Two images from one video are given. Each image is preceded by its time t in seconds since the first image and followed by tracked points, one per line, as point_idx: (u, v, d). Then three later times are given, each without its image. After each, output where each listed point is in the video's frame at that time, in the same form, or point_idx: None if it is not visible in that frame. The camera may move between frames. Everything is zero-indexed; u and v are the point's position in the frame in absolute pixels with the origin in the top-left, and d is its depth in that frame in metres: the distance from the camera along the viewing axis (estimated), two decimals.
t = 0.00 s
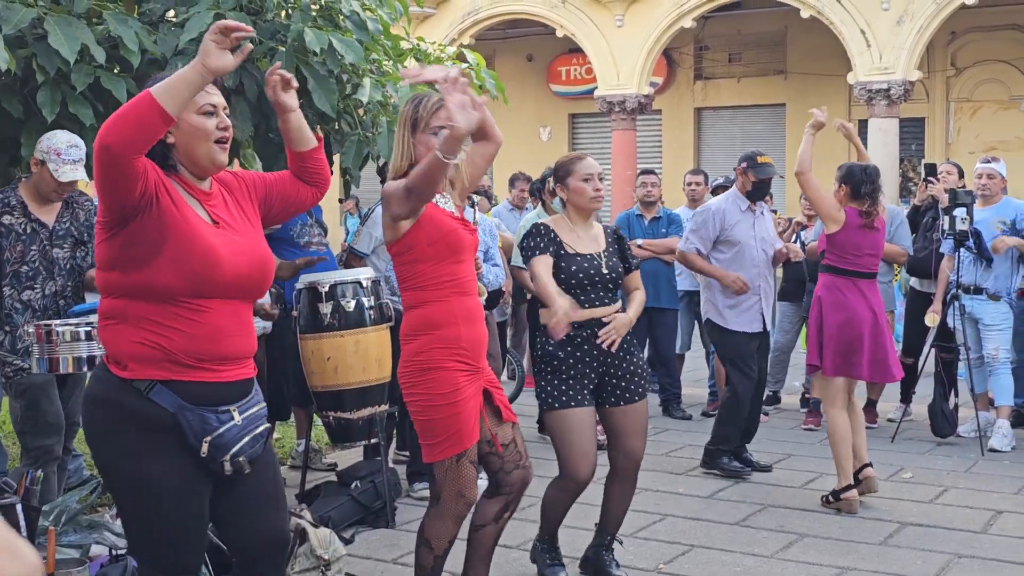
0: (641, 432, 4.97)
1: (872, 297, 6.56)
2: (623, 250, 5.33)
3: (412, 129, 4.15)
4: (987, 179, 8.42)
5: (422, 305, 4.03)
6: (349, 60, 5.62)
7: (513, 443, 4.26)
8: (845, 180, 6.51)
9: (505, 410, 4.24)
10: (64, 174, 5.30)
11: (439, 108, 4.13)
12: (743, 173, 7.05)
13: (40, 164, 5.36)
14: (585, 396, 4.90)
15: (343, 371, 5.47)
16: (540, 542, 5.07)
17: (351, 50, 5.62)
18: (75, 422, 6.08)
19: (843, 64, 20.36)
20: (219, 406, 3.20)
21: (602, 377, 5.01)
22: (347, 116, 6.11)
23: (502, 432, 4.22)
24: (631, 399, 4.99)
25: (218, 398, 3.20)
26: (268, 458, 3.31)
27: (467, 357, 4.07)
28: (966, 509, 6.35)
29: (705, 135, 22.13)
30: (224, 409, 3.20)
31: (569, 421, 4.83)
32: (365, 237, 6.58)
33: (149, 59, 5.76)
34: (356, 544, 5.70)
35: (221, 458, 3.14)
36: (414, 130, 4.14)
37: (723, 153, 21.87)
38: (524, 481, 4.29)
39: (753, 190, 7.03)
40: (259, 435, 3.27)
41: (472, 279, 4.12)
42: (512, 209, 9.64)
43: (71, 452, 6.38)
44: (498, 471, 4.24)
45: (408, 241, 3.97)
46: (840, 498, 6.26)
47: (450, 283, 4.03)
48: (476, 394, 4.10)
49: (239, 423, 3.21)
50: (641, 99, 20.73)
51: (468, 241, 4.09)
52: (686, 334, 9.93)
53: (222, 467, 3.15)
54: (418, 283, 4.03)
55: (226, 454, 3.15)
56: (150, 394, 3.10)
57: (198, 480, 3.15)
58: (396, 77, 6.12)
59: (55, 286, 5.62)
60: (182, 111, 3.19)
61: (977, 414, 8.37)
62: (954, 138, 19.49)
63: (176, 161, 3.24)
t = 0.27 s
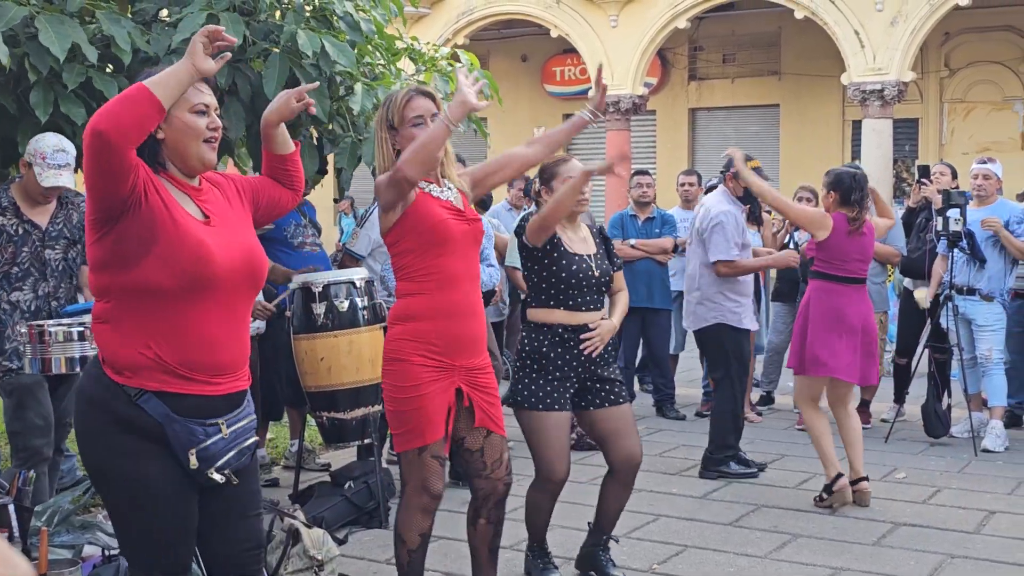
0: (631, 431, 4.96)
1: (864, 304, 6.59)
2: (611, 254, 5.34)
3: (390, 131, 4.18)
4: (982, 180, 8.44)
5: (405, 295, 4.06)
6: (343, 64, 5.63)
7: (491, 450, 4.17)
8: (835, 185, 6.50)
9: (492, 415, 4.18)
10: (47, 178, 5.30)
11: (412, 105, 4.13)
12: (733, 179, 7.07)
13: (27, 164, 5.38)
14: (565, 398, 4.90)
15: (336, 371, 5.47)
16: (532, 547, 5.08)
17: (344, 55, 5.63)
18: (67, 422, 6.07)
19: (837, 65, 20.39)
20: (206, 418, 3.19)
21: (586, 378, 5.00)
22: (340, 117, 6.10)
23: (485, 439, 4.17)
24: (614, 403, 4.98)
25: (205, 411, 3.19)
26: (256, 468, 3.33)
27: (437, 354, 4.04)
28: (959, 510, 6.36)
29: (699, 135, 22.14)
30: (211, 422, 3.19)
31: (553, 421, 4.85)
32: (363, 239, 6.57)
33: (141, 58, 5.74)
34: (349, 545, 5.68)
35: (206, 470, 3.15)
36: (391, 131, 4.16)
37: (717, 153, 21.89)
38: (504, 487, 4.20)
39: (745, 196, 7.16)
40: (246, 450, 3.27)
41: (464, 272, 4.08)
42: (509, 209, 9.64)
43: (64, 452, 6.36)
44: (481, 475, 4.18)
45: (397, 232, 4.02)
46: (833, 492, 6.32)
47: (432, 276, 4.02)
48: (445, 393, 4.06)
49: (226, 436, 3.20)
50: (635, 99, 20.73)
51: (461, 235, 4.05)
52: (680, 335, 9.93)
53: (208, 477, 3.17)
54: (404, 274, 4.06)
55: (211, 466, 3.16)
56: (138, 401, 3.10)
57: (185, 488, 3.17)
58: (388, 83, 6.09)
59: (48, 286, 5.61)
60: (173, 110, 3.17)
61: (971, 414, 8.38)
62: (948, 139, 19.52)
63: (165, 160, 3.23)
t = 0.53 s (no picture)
0: (624, 431, 4.96)
1: (839, 302, 6.60)
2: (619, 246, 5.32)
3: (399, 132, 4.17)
4: (977, 180, 8.42)
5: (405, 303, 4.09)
6: (338, 59, 5.61)
7: (494, 448, 4.18)
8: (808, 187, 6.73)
9: (503, 416, 4.15)
10: (42, 181, 5.26)
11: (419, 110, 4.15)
12: (716, 179, 7.08)
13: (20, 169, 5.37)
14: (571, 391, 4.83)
15: (330, 371, 5.45)
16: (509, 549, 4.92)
17: (339, 48, 5.61)
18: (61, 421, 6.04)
19: (832, 65, 20.40)
20: (207, 416, 3.18)
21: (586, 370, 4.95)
22: (335, 115, 6.08)
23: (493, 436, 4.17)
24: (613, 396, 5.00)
25: (203, 411, 3.18)
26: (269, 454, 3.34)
27: (438, 357, 4.03)
28: (953, 509, 6.36)
29: (694, 135, 22.15)
30: (213, 417, 3.18)
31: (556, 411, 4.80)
32: (363, 240, 6.57)
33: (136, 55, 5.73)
34: (343, 544, 5.68)
35: (219, 464, 3.16)
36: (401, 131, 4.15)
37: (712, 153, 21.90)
38: (506, 486, 4.22)
39: (727, 196, 7.11)
40: (255, 436, 3.27)
41: (468, 283, 4.05)
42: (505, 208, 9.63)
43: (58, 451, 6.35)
44: (485, 471, 4.20)
45: (396, 241, 4.01)
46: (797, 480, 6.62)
47: (429, 284, 4.02)
48: (441, 395, 4.02)
49: (229, 428, 3.20)
50: (630, 99, 20.73)
51: (461, 245, 4.04)
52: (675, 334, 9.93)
53: (219, 471, 3.17)
54: (403, 281, 4.08)
55: (225, 459, 3.17)
56: (132, 419, 3.09)
57: (198, 489, 3.15)
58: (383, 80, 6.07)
59: (43, 290, 5.58)
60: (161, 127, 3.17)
61: (965, 414, 8.39)
62: (942, 139, 19.54)
63: (154, 175, 3.21)
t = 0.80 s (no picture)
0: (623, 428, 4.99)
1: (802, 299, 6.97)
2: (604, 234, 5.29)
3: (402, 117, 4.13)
4: (975, 179, 8.42)
5: (415, 301, 4.05)
6: (336, 53, 5.61)
7: (478, 441, 4.21)
8: (781, 187, 6.99)
9: (491, 409, 4.20)
10: (48, 173, 5.29)
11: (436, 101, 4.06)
12: (696, 174, 7.06)
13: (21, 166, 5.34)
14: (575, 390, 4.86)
15: (327, 369, 5.45)
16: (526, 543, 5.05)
17: (338, 42, 5.61)
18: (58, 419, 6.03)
19: (829, 64, 20.41)
20: (204, 418, 3.17)
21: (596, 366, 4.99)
22: (334, 110, 6.06)
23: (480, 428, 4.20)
24: (621, 391, 5.01)
25: (202, 410, 3.17)
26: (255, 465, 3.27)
27: (456, 355, 4.05)
28: (950, 508, 6.36)
29: (692, 134, 22.16)
30: (208, 421, 3.17)
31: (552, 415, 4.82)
32: (360, 237, 6.57)
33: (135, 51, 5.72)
34: (341, 543, 5.67)
35: (205, 470, 3.12)
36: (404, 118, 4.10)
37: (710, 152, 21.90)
38: (488, 476, 4.24)
39: (707, 192, 7.10)
40: (241, 449, 3.22)
41: (473, 272, 4.08)
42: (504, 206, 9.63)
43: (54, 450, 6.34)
44: (468, 463, 4.22)
45: (401, 236, 3.98)
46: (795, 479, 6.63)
47: (444, 278, 4.00)
48: (462, 394, 4.07)
49: (222, 435, 3.18)
50: (628, 97, 20.73)
51: (468, 234, 4.05)
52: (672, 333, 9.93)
53: (202, 479, 3.13)
54: (411, 276, 4.03)
55: (210, 467, 3.12)
56: (136, 400, 3.09)
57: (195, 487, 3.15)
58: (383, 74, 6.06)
59: (37, 287, 5.58)
60: (157, 125, 3.18)
61: (962, 413, 8.39)
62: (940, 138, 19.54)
63: (151, 173, 3.21)
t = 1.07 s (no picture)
0: (622, 421, 4.98)
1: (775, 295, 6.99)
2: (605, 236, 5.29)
3: (404, 130, 4.02)
4: (975, 177, 8.41)
5: (403, 301, 4.03)
6: (337, 44, 5.60)
7: (497, 439, 4.24)
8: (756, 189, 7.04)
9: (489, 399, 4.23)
10: (61, 161, 5.30)
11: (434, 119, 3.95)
12: (683, 170, 7.13)
13: (28, 162, 5.32)
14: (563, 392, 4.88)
15: (327, 367, 5.45)
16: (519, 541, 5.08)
17: (339, 34, 5.60)
18: (57, 417, 6.03)
19: (828, 62, 20.41)
20: (208, 429, 3.18)
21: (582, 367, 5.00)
22: (335, 105, 6.05)
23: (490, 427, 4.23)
24: (608, 392, 5.02)
25: (206, 420, 3.17)
26: (263, 466, 3.35)
27: (448, 354, 4.05)
28: (949, 506, 6.36)
29: (691, 133, 22.16)
30: (213, 431, 3.18)
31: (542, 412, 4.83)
32: (351, 234, 6.58)
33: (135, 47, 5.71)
34: (340, 541, 5.67)
35: (212, 479, 3.17)
36: (405, 131, 4.01)
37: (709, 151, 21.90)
38: (514, 476, 4.29)
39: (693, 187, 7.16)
40: (249, 453, 3.28)
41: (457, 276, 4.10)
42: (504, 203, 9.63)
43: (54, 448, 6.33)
44: (490, 466, 4.24)
45: (390, 239, 3.97)
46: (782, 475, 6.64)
47: (434, 280, 4.02)
48: (458, 395, 4.08)
49: (228, 443, 3.20)
50: (627, 95, 20.73)
51: (454, 238, 4.07)
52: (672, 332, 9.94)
53: (213, 486, 3.18)
54: (400, 280, 4.02)
55: (218, 474, 3.17)
56: (136, 417, 3.09)
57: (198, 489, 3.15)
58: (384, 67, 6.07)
59: (39, 282, 5.59)
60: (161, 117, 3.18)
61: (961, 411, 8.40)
62: (939, 136, 19.54)
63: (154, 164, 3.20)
